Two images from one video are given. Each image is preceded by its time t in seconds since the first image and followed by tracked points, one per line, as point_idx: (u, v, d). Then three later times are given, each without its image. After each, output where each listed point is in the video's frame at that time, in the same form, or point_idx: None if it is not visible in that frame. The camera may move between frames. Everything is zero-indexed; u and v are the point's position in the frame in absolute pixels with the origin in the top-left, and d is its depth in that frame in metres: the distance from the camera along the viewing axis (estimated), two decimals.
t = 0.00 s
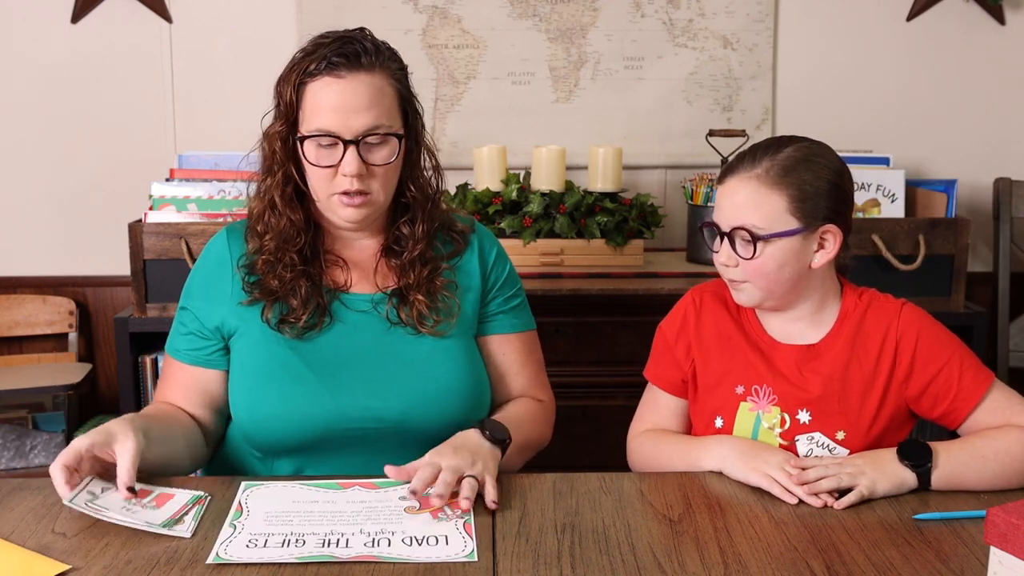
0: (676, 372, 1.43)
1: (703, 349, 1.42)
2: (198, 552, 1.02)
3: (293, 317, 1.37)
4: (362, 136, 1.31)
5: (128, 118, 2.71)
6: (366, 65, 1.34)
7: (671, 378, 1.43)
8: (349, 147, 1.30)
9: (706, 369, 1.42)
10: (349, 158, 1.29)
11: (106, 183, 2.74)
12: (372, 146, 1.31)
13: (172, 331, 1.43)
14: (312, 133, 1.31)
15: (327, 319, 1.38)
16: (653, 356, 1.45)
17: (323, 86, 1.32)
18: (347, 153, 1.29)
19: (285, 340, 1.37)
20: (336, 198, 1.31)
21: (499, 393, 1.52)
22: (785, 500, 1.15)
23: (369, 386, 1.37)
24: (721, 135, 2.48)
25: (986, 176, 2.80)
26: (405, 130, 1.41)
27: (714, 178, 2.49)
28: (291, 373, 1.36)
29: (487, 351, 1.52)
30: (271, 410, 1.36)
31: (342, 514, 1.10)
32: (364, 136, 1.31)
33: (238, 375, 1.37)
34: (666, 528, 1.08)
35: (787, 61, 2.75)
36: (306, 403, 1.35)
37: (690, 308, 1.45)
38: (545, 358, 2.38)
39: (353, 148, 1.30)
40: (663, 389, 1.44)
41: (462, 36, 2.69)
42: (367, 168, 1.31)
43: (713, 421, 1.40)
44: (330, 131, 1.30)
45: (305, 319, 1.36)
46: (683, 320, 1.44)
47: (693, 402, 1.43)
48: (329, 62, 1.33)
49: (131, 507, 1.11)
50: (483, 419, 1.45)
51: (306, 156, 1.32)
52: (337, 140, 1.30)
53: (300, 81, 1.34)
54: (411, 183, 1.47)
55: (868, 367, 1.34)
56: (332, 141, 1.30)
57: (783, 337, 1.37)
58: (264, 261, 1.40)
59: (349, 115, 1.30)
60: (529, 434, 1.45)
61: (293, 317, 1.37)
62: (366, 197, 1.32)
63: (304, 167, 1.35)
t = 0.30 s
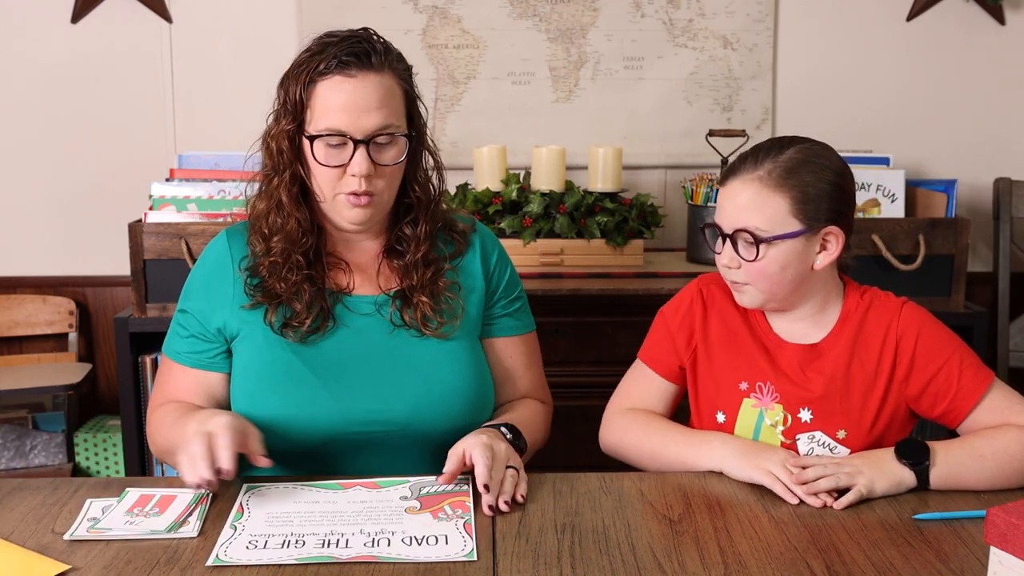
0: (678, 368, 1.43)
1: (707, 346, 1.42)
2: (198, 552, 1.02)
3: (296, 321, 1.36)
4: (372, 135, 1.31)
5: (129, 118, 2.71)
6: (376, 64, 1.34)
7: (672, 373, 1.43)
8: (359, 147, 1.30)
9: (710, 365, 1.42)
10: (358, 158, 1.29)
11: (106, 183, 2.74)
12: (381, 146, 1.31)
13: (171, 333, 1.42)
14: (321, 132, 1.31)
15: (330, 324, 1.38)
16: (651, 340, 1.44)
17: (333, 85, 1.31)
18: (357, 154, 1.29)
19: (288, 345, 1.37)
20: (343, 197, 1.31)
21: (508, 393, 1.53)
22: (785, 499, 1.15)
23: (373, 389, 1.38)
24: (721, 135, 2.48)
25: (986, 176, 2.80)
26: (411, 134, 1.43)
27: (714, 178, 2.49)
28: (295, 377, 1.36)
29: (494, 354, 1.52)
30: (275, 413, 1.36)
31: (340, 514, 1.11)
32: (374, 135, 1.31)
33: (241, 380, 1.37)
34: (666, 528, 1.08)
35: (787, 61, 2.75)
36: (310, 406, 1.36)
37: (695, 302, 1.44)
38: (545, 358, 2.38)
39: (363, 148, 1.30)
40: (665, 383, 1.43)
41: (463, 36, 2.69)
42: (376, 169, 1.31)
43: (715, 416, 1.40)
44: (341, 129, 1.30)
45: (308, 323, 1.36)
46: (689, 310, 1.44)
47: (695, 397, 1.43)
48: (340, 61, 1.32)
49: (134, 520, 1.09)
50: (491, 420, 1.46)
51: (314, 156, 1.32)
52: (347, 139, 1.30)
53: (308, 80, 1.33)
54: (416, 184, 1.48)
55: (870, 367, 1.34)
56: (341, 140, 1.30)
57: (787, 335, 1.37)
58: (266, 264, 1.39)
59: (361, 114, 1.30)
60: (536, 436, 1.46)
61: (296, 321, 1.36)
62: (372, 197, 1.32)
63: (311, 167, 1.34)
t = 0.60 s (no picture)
0: (681, 371, 1.43)
1: (709, 349, 1.42)
2: (198, 552, 1.02)
3: (303, 325, 1.36)
4: (378, 139, 1.30)
5: (129, 118, 2.71)
6: (380, 67, 1.33)
7: (674, 376, 1.43)
8: (365, 151, 1.29)
9: (712, 368, 1.41)
10: (364, 162, 1.29)
11: (107, 183, 2.74)
12: (387, 149, 1.31)
13: (173, 339, 1.42)
14: (326, 136, 1.31)
15: (336, 327, 1.38)
16: (654, 348, 1.44)
17: (338, 89, 1.31)
18: (362, 158, 1.29)
19: (294, 349, 1.37)
20: (349, 199, 1.32)
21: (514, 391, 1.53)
22: (785, 499, 1.15)
23: (380, 390, 1.38)
24: (721, 135, 2.47)
25: (986, 176, 2.80)
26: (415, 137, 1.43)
27: (714, 178, 2.49)
28: (302, 380, 1.36)
29: (499, 354, 1.53)
30: (282, 417, 1.36)
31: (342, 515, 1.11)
32: (380, 139, 1.30)
33: (246, 385, 1.38)
34: (666, 528, 1.08)
35: (788, 61, 2.75)
36: (317, 409, 1.35)
37: (696, 307, 1.44)
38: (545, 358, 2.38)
39: (369, 152, 1.29)
40: (666, 387, 1.43)
41: (463, 36, 2.69)
42: (382, 172, 1.31)
43: (717, 418, 1.40)
44: (346, 133, 1.30)
45: (316, 328, 1.36)
46: (691, 315, 1.44)
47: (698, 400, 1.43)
48: (344, 65, 1.32)
49: (134, 520, 1.09)
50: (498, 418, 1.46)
51: (319, 160, 1.31)
52: (353, 143, 1.30)
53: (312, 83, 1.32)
54: (418, 184, 1.48)
55: (873, 367, 1.34)
56: (347, 144, 1.30)
57: (791, 337, 1.37)
58: (270, 269, 1.38)
59: (366, 118, 1.30)
60: (541, 437, 1.45)
61: (302, 325, 1.36)
62: (377, 200, 1.32)
63: (315, 171, 1.34)
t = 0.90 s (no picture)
0: (679, 373, 1.43)
1: (709, 348, 1.42)
2: (198, 552, 1.02)
3: (299, 327, 1.36)
4: (381, 144, 1.30)
5: (129, 118, 2.71)
6: (386, 73, 1.33)
7: (674, 378, 1.43)
8: (367, 155, 1.29)
9: (713, 368, 1.41)
10: (365, 167, 1.29)
11: (107, 183, 2.74)
12: (389, 154, 1.31)
13: (170, 338, 1.42)
14: (328, 139, 1.30)
15: (333, 330, 1.38)
16: (653, 344, 1.44)
17: (344, 92, 1.30)
18: (364, 162, 1.29)
19: (290, 351, 1.37)
20: (348, 203, 1.32)
21: (509, 395, 1.53)
22: (785, 499, 1.15)
23: (376, 394, 1.38)
24: (721, 135, 2.47)
25: (986, 176, 2.80)
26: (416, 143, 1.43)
27: (714, 178, 2.49)
28: (298, 382, 1.36)
29: (496, 357, 1.53)
30: (277, 419, 1.36)
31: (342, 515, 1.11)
32: (382, 144, 1.30)
33: (242, 386, 1.38)
34: (666, 528, 1.08)
35: (787, 61, 2.75)
36: (313, 411, 1.36)
37: (695, 305, 1.44)
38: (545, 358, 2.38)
39: (371, 157, 1.29)
40: (666, 389, 1.43)
41: (463, 36, 2.69)
42: (382, 177, 1.31)
43: (718, 418, 1.40)
44: (350, 137, 1.30)
45: (311, 329, 1.36)
46: (690, 314, 1.43)
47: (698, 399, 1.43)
48: (350, 68, 1.31)
49: (134, 520, 1.09)
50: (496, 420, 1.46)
51: (320, 162, 1.31)
52: (356, 147, 1.30)
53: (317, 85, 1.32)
54: (417, 188, 1.48)
55: (872, 367, 1.34)
56: (349, 148, 1.30)
57: (790, 337, 1.37)
58: (268, 269, 1.38)
59: (370, 123, 1.29)
60: (542, 437, 1.45)
61: (298, 327, 1.36)
62: (375, 204, 1.32)
63: (316, 173, 1.34)
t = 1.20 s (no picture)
0: (680, 375, 1.43)
1: (710, 349, 1.41)
2: (198, 552, 1.02)
3: (299, 328, 1.36)
4: (381, 146, 1.30)
5: (129, 118, 2.71)
6: (386, 75, 1.33)
7: (675, 380, 1.43)
8: (367, 157, 1.29)
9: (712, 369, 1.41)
10: (366, 168, 1.29)
11: (107, 184, 2.74)
12: (390, 155, 1.31)
13: (170, 340, 1.42)
14: (329, 141, 1.30)
15: (333, 331, 1.38)
16: (653, 349, 1.44)
17: (344, 94, 1.30)
18: (364, 164, 1.29)
19: (291, 352, 1.37)
20: (349, 205, 1.32)
21: (509, 396, 1.53)
22: (786, 500, 1.15)
23: (376, 394, 1.38)
24: (721, 135, 2.47)
25: (986, 176, 2.80)
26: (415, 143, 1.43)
27: (714, 178, 2.49)
28: (298, 383, 1.36)
29: (496, 357, 1.53)
30: (278, 420, 1.36)
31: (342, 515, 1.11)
32: (383, 146, 1.30)
33: (242, 387, 1.38)
34: (666, 528, 1.08)
35: (787, 61, 2.75)
36: (313, 412, 1.36)
37: (695, 307, 1.44)
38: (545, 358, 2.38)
39: (372, 158, 1.29)
40: (667, 391, 1.44)
41: (463, 36, 2.69)
42: (383, 178, 1.31)
43: (718, 419, 1.40)
44: (351, 139, 1.30)
45: (311, 331, 1.36)
46: (689, 315, 1.43)
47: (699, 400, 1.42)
48: (351, 70, 1.31)
49: (134, 520, 1.09)
50: (496, 421, 1.46)
51: (321, 164, 1.31)
52: (357, 149, 1.30)
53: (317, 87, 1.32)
54: (417, 189, 1.48)
55: (872, 368, 1.34)
56: (350, 150, 1.30)
57: (789, 338, 1.37)
58: (268, 271, 1.38)
59: (371, 125, 1.30)
60: (542, 437, 1.45)
61: (298, 329, 1.36)
62: (377, 205, 1.32)
63: (316, 175, 1.34)
